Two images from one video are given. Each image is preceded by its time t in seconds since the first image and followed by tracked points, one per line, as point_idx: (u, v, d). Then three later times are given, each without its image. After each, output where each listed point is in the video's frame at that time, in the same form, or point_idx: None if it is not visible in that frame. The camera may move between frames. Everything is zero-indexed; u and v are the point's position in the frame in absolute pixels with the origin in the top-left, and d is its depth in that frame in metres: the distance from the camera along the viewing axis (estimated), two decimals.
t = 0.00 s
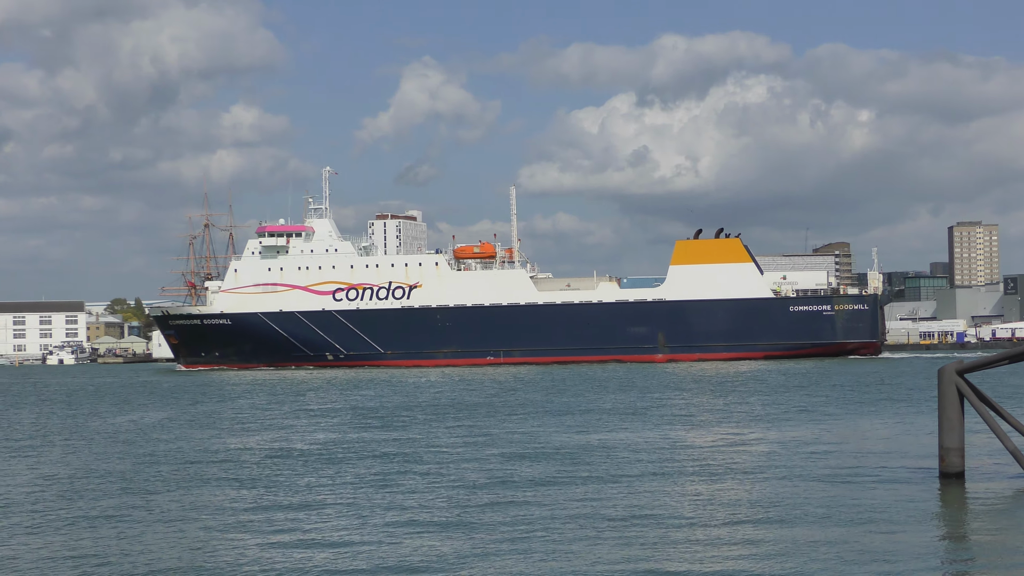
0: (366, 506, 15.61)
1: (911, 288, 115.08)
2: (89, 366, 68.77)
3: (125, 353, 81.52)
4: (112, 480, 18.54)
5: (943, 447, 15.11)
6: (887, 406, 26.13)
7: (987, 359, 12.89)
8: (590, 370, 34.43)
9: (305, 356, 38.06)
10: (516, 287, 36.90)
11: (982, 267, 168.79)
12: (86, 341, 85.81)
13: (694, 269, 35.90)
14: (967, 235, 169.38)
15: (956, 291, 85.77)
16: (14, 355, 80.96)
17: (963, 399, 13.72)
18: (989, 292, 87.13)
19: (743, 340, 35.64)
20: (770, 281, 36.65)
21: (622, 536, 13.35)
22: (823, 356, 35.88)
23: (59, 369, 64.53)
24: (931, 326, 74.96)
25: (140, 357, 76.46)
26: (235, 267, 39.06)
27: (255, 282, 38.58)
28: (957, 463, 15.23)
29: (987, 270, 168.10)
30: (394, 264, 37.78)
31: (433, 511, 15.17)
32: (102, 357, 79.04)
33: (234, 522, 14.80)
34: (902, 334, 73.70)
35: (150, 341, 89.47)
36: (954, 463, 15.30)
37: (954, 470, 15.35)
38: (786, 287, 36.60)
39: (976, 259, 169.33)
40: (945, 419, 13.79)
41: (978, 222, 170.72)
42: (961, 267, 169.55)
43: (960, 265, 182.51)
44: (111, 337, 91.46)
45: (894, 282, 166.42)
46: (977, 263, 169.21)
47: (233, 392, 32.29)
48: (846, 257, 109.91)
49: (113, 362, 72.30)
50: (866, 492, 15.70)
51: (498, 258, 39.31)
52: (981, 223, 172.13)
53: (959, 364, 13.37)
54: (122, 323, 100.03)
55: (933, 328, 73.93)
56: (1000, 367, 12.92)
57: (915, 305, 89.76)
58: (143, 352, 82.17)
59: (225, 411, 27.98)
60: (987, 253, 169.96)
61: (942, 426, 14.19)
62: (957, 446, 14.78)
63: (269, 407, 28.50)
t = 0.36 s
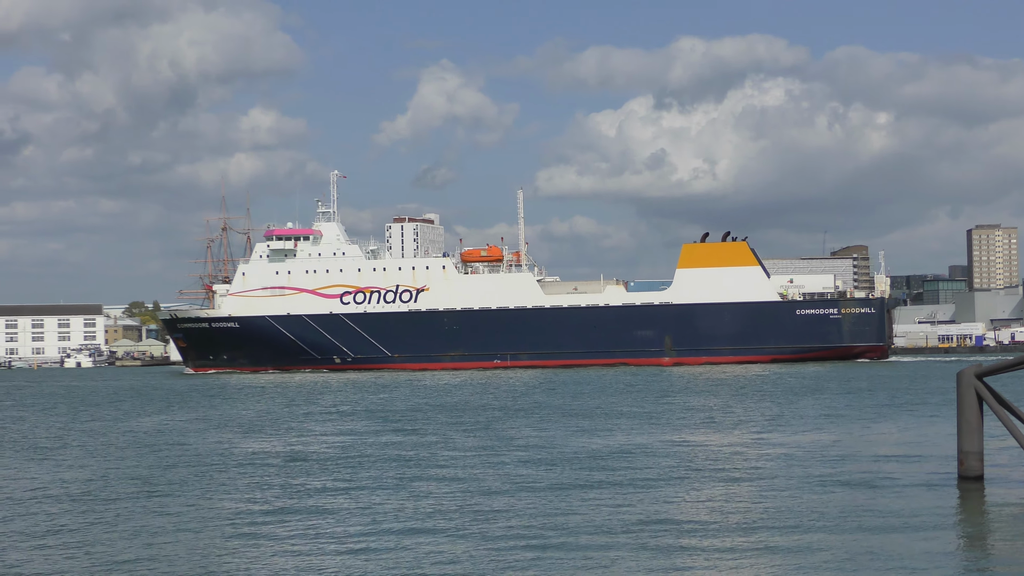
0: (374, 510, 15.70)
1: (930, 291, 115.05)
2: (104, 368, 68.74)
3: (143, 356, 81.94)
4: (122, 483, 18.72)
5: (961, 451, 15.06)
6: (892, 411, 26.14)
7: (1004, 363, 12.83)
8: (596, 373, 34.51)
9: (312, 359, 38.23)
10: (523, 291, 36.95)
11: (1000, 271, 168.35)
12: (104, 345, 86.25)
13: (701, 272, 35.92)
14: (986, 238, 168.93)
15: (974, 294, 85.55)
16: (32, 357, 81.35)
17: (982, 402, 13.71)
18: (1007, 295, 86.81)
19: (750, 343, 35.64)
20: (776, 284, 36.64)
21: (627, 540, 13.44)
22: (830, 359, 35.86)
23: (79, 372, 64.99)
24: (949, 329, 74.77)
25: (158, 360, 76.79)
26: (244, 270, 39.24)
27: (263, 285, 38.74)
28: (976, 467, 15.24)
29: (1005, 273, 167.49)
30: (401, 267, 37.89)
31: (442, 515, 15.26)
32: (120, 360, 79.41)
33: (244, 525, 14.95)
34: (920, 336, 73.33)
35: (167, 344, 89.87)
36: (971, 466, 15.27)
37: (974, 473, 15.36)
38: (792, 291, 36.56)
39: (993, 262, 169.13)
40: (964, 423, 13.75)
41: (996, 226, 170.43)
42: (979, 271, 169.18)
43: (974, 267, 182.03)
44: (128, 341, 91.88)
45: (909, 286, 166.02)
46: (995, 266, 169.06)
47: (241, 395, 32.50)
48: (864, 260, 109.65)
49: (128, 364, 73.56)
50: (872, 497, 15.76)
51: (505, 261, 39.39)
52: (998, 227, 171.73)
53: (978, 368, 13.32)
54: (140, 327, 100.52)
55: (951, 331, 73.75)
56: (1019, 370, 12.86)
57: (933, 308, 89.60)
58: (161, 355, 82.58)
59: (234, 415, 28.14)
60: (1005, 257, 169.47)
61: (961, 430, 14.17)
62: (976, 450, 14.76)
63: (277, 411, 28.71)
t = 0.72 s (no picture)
0: (379, 512, 15.81)
1: (943, 291, 115.12)
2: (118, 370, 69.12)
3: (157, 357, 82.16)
4: (129, 485, 18.88)
5: (975, 451, 15.12)
6: (893, 412, 26.20)
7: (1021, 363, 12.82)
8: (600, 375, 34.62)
9: (316, 361, 38.34)
10: (525, 292, 37.00)
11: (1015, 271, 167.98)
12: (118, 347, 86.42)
13: (703, 273, 35.98)
14: (999, 238, 168.68)
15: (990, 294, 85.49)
16: (46, 360, 81.82)
17: (996, 402, 13.73)
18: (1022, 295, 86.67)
19: (753, 344, 35.69)
20: (779, 285, 36.67)
21: (628, 542, 13.53)
22: (833, 360, 35.89)
23: (94, 373, 65.24)
24: (965, 329, 74.71)
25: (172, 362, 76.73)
26: (247, 272, 39.38)
27: (267, 287, 38.85)
28: (989, 466, 15.29)
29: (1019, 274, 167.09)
30: (404, 269, 38.02)
31: (446, 517, 15.36)
32: (134, 362, 79.62)
33: (250, 527, 15.08)
34: (935, 337, 72.87)
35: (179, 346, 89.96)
36: (987, 467, 15.35)
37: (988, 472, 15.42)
38: (794, 291, 36.60)
39: (1008, 262, 168.81)
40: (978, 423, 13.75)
41: (1009, 226, 170.27)
42: (993, 271, 168.93)
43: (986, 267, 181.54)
44: (142, 343, 92.22)
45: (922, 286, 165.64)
46: (1009, 266, 168.77)
47: (244, 397, 32.67)
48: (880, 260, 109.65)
49: (145, 365, 76.34)
50: (872, 499, 15.82)
51: (508, 262, 39.46)
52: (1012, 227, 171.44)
53: (992, 368, 13.32)
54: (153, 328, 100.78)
55: (966, 332, 73.73)
56: None
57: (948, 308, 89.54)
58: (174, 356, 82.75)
59: (238, 417, 28.28)
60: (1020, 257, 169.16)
61: (976, 429, 14.15)
62: (990, 450, 14.81)
63: (281, 413, 28.88)
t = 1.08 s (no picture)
0: (378, 511, 15.91)
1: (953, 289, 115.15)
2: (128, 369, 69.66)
3: (166, 357, 82.33)
4: (130, 484, 19.01)
5: (986, 450, 15.29)
6: (890, 411, 26.25)
7: None
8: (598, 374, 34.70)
9: (315, 361, 38.44)
10: (523, 291, 37.06)
11: None
12: (128, 347, 86.63)
13: (701, 272, 36.02)
14: (1009, 236, 168.53)
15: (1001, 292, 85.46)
16: (56, 359, 82.37)
17: (1006, 400, 13.84)
18: None
19: (750, 344, 35.73)
20: (777, 284, 36.65)
21: (623, 541, 13.62)
22: (831, 359, 35.93)
23: (105, 373, 65.51)
24: (975, 327, 74.68)
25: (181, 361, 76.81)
26: (247, 272, 39.50)
27: (266, 286, 38.96)
28: (1000, 466, 15.46)
29: None
30: (403, 269, 38.09)
31: (445, 517, 15.48)
32: (144, 361, 79.81)
33: (249, 526, 15.20)
34: (944, 335, 73.02)
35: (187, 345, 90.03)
36: (997, 465, 15.50)
37: (998, 472, 15.58)
38: (793, 291, 36.56)
39: (1020, 261, 169.04)
40: (988, 422, 13.87)
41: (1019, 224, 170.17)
42: (1004, 269, 168.80)
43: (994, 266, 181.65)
44: (151, 343, 92.38)
45: (930, 285, 165.80)
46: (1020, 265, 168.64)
47: (243, 397, 32.79)
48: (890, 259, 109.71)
49: (153, 365, 76.13)
50: (865, 499, 15.85)
51: (506, 262, 39.51)
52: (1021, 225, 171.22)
53: (1001, 368, 13.43)
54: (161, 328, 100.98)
55: (976, 330, 73.73)
56: None
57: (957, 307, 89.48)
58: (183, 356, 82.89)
59: (238, 418, 28.40)
60: None
61: (985, 427, 14.28)
62: (1000, 449, 14.96)
63: (280, 413, 29.00)
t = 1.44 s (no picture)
0: (378, 511, 15.99)
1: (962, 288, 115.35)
2: (138, 368, 69.94)
3: (175, 357, 82.39)
4: (132, 484, 19.11)
5: (995, 450, 15.27)
6: (887, 411, 26.31)
7: None
8: (596, 374, 34.79)
9: (315, 360, 38.53)
10: (522, 291, 37.15)
11: None
12: (137, 346, 86.78)
13: (699, 271, 36.13)
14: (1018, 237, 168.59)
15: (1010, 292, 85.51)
16: (65, 359, 82.56)
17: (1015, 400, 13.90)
18: None
19: (748, 343, 35.82)
20: (775, 284, 36.84)
21: (624, 541, 13.70)
22: (829, 358, 36.01)
23: (114, 373, 65.69)
24: (984, 327, 74.71)
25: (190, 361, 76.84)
26: (246, 272, 39.60)
27: (266, 286, 39.07)
28: (1009, 466, 15.42)
29: None
30: (402, 268, 38.19)
31: (446, 517, 15.55)
32: (153, 361, 79.83)
33: (251, 526, 15.29)
34: (953, 335, 73.17)
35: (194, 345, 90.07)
36: (1005, 465, 15.45)
37: (1008, 472, 15.55)
38: (791, 291, 36.74)
39: None
40: (999, 422, 13.92)
41: None
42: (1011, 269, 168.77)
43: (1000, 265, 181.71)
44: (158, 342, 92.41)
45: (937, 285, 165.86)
46: None
47: (242, 397, 32.88)
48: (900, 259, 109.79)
49: (162, 364, 75.45)
50: (861, 500, 15.92)
51: (505, 261, 39.59)
52: None
53: (1011, 367, 13.64)
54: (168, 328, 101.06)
55: (985, 330, 73.82)
56: None
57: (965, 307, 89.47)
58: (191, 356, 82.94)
59: (238, 417, 28.48)
60: None
61: (995, 427, 14.29)
62: (1010, 449, 14.94)
63: (280, 413, 29.08)
